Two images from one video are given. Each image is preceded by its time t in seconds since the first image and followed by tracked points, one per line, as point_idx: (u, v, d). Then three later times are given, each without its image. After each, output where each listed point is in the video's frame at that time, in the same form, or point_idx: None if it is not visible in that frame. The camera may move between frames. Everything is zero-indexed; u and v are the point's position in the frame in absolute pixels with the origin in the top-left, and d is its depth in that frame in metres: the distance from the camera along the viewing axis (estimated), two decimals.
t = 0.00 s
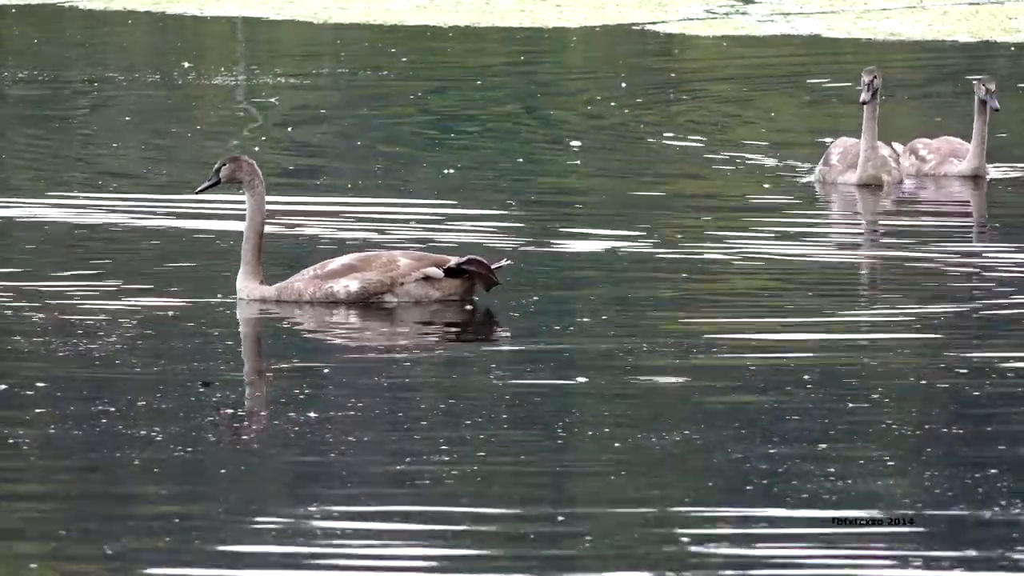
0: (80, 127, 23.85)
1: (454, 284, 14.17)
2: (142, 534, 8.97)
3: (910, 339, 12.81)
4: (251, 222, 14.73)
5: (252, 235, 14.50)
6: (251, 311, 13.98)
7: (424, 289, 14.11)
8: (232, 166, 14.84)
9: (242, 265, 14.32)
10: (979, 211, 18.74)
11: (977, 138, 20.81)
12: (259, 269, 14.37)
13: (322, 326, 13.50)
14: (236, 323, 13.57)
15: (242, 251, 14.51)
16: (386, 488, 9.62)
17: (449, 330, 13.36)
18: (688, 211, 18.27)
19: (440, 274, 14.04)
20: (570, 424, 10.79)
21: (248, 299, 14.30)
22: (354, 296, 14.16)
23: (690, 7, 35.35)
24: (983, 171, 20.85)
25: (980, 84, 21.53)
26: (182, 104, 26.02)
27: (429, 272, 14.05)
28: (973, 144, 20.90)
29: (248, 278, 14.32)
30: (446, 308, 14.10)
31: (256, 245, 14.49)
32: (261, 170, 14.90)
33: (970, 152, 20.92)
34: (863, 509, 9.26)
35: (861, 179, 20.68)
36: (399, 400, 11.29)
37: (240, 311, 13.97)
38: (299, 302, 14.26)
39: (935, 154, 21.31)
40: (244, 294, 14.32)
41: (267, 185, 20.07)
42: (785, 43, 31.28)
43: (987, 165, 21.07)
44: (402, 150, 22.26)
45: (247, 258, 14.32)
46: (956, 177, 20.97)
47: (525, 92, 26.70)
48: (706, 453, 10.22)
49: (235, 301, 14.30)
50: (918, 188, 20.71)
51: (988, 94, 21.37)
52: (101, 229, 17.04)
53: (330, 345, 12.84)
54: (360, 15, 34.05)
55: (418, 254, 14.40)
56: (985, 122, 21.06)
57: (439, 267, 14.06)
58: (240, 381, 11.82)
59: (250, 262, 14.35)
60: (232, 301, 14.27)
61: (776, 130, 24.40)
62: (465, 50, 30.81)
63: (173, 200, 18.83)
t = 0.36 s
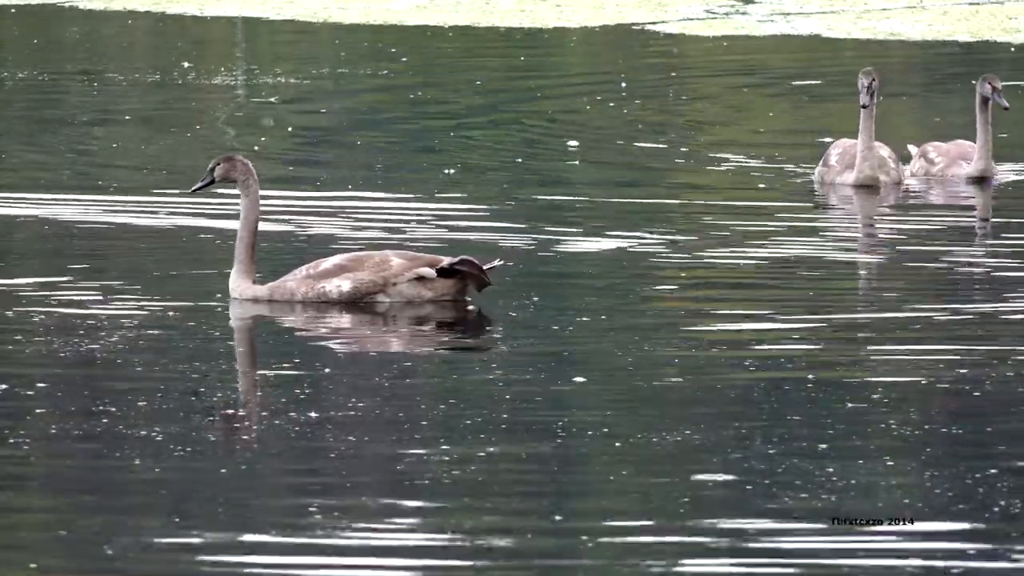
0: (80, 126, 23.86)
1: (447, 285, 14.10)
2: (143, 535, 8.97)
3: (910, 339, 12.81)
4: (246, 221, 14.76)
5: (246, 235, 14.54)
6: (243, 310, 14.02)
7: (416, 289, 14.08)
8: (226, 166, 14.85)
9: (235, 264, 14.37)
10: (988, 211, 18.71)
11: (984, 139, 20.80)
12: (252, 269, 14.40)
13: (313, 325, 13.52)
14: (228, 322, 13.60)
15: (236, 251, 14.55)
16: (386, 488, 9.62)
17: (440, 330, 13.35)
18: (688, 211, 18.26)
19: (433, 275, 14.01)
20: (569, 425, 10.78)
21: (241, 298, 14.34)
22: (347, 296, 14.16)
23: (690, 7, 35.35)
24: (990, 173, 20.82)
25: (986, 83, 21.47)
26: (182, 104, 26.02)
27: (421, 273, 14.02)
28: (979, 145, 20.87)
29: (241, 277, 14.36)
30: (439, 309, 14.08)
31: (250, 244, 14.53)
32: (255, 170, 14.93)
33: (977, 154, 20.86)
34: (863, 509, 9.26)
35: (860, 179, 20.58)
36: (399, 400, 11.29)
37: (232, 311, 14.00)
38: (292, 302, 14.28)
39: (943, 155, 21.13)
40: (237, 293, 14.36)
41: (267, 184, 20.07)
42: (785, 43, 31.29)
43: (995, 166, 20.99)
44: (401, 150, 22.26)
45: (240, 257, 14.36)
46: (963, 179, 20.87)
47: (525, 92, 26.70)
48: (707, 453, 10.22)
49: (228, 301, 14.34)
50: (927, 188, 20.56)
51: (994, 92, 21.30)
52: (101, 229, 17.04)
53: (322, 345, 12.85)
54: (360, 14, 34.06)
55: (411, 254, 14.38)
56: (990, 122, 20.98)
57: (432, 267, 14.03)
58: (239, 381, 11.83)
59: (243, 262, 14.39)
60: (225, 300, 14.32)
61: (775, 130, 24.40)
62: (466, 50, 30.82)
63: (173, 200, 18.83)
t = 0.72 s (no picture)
0: (80, 126, 23.86)
1: (439, 284, 14.20)
2: (143, 535, 8.98)
3: (910, 339, 12.82)
4: (239, 221, 14.73)
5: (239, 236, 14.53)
6: (237, 311, 13.99)
7: (409, 290, 14.14)
8: (229, 168, 14.85)
9: (229, 265, 14.35)
10: (995, 211, 18.77)
11: (992, 142, 20.56)
12: (246, 269, 14.39)
13: (307, 325, 13.53)
14: (222, 323, 13.60)
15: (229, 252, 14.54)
16: (387, 488, 9.63)
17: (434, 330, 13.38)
18: (688, 211, 18.26)
19: (426, 275, 14.08)
20: (568, 424, 10.79)
21: (234, 299, 14.31)
22: (339, 296, 14.17)
23: (690, 7, 35.35)
24: (998, 177, 20.71)
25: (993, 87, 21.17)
26: (182, 104, 26.02)
27: (414, 273, 14.06)
28: (987, 148, 20.68)
29: (235, 277, 14.33)
30: (431, 309, 14.13)
31: (244, 245, 14.51)
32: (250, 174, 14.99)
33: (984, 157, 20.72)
34: (864, 509, 9.27)
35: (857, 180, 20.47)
36: (398, 400, 11.30)
37: (226, 311, 13.98)
38: (284, 302, 14.28)
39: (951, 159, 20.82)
40: (230, 294, 14.33)
41: (267, 183, 20.09)
42: (785, 43, 31.30)
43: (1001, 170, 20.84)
44: (401, 150, 22.27)
45: (235, 257, 14.34)
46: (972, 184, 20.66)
47: (525, 91, 26.70)
48: (707, 453, 10.23)
49: (221, 301, 14.31)
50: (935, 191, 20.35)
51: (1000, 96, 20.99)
52: (101, 229, 17.05)
53: (318, 345, 12.87)
54: (360, 15, 34.06)
55: (402, 254, 14.42)
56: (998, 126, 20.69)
57: (425, 267, 14.10)
58: (239, 381, 11.83)
59: (236, 262, 14.37)
60: (218, 300, 14.29)
61: (775, 129, 24.41)
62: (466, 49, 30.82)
63: (173, 200, 18.84)
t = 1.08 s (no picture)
0: (80, 126, 23.85)
1: (432, 285, 14.15)
2: (143, 534, 8.96)
3: (910, 339, 12.81)
4: (233, 221, 14.72)
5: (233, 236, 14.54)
6: (229, 311, 13.99)
7: (401, 290, 14.10)
8: (225, 168, 14.80)
9: (223, 265, 14.36)
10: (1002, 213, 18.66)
11: (1001, 142, 20.44)
12: (240, 269, 14.40)
13: (299, 326, 13.51)
14: (216, 322, 13.59)
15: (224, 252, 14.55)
16: (387, 488, 9.61)
17: (427, 330, 13.36)
18: (689, 211, 18.24)
19: (419, 275, 14.04)
20: (569, 424, 10.78)
21: (227, 299, 14.30)
22: (332, 296, 14.15)
23: (690, 7, 35.35)
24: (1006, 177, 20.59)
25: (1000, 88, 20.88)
26: (182, 104, 26.01)
27: (407, 274, 14.03)
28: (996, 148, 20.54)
29: (228, 278, 14.33)
30: (424, 310, 14.08)
31: (238, 245, 14.50)
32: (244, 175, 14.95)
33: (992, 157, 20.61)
34: (865, 509, 9.25)
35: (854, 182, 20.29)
36: (400, 400, 11.29)
37: (218, 311, 13.98)
38: (277, 303, 14.27)
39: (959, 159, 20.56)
40: (224, 293, 14.33)
41: (267, 183, 20.07)
42: (785, 42, 31.30)
43: (1010, 172, 20.64)
44: (401, 151, 22.25)
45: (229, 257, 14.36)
46: (981, 187, 20.41)
47: (524, 91, 26.69)
48: (708, 453, 10.21)
49: (214, 301, 14.31)
50: (944, 193, 20.01)
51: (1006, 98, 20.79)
52: (100, 228, 17.03)
53: (312, 345, 12.84)
54: (360, 15, 34.05)
55: (396, 255, 14.40)
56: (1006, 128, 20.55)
57: (418, 268, 14.10)
58: (237, 381, 11.81)
59: (230, 262, 14.37)
60: (211, 300, 14.30)
61: (776, 129, 24.39)
62: (465, 49, 30.81)
63: (173, 200, 18.83)
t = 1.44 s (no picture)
0: (80, 126, 23.87)
1: (425, 287, 14.12)
2: (144, 534, 8.98)
3: (910, 339, 12.82)
4: (227, 222, 14.76)
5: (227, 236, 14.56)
6: (222, 311, 14.01)
7: (394, 291, 14.09)
8: (218, 167, 14.85)
9: (216, 265, 14.38)
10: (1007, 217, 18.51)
11: (1006, 143, 20.27)
12: (234, 270, 14.42)
13: (292, 326, 13.52)
14: (208, 322, 13.60)
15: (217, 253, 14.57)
16: (388, 488, 9.63)
17: (419, 330, 13.36)
18: (689, 211, 18.26)
19: (411, 276, 14.03)
20: (568, 424, 10.80)
21: (220, 299, 14.32)
22: (325, 297, 14.16)
23: (690, 7, 35.36)
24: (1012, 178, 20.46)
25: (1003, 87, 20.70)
26: (182, 104, 26.04)
27: (399, 275, 14.02)
28: (1000, 149, 20.39)
29: (222, 277, 14.34)
30: (417, 310, 14.07)
31: (232, 246, 14.53)
32: (239, 176, 15.00)
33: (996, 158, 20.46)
34: (864, 509, 9.27)
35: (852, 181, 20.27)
36: (400, 400, 11.30)
37: (211, 311, 13.99)
38: (270, 304, 14.28)
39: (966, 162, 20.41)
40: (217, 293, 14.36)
41: (267, 183, 20.08)
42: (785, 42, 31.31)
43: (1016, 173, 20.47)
44: (401, 151, 22.26)
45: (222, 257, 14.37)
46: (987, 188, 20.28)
47: (523, 91, 26.70)
48: (707, 453, 10.23)
49: (208, 301, 14.33)
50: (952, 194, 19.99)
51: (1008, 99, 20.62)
52: (100, 228, 17.05)
53: (306, 345, 12.86)
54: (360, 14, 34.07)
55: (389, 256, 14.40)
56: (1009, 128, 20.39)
57: (411, 269, 14.08)
58: (237, 381, 11.83)
59: (223, 262, 14.40)
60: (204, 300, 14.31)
61: (776, 129, 24.40)
62: (465, 49, 30.82)
63: (173, 200, 18.83)
